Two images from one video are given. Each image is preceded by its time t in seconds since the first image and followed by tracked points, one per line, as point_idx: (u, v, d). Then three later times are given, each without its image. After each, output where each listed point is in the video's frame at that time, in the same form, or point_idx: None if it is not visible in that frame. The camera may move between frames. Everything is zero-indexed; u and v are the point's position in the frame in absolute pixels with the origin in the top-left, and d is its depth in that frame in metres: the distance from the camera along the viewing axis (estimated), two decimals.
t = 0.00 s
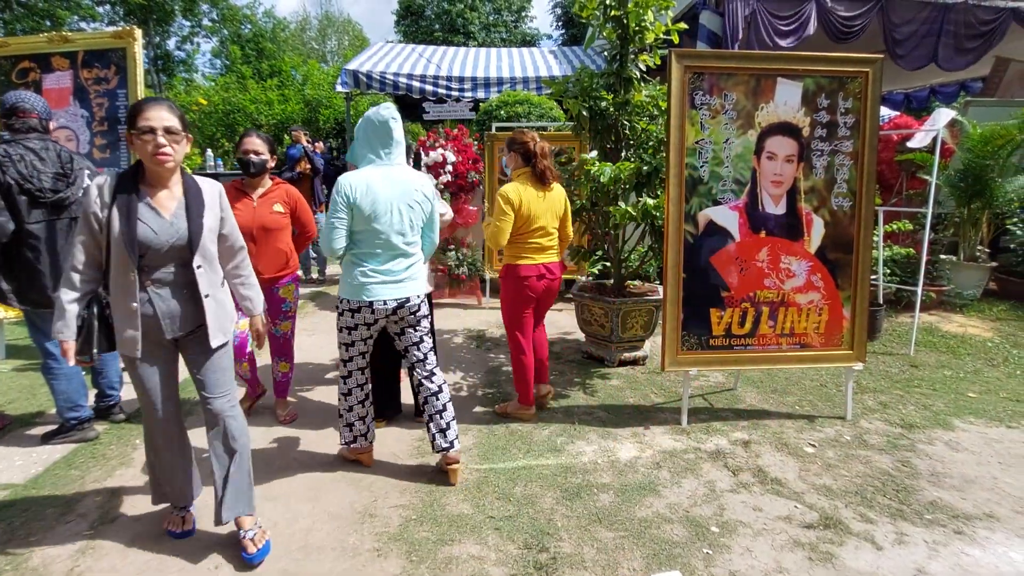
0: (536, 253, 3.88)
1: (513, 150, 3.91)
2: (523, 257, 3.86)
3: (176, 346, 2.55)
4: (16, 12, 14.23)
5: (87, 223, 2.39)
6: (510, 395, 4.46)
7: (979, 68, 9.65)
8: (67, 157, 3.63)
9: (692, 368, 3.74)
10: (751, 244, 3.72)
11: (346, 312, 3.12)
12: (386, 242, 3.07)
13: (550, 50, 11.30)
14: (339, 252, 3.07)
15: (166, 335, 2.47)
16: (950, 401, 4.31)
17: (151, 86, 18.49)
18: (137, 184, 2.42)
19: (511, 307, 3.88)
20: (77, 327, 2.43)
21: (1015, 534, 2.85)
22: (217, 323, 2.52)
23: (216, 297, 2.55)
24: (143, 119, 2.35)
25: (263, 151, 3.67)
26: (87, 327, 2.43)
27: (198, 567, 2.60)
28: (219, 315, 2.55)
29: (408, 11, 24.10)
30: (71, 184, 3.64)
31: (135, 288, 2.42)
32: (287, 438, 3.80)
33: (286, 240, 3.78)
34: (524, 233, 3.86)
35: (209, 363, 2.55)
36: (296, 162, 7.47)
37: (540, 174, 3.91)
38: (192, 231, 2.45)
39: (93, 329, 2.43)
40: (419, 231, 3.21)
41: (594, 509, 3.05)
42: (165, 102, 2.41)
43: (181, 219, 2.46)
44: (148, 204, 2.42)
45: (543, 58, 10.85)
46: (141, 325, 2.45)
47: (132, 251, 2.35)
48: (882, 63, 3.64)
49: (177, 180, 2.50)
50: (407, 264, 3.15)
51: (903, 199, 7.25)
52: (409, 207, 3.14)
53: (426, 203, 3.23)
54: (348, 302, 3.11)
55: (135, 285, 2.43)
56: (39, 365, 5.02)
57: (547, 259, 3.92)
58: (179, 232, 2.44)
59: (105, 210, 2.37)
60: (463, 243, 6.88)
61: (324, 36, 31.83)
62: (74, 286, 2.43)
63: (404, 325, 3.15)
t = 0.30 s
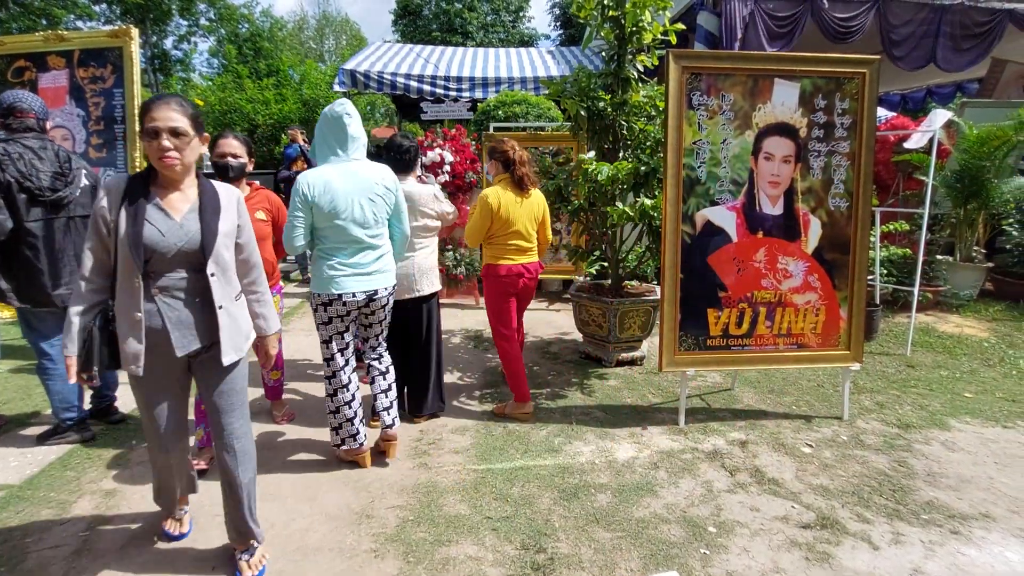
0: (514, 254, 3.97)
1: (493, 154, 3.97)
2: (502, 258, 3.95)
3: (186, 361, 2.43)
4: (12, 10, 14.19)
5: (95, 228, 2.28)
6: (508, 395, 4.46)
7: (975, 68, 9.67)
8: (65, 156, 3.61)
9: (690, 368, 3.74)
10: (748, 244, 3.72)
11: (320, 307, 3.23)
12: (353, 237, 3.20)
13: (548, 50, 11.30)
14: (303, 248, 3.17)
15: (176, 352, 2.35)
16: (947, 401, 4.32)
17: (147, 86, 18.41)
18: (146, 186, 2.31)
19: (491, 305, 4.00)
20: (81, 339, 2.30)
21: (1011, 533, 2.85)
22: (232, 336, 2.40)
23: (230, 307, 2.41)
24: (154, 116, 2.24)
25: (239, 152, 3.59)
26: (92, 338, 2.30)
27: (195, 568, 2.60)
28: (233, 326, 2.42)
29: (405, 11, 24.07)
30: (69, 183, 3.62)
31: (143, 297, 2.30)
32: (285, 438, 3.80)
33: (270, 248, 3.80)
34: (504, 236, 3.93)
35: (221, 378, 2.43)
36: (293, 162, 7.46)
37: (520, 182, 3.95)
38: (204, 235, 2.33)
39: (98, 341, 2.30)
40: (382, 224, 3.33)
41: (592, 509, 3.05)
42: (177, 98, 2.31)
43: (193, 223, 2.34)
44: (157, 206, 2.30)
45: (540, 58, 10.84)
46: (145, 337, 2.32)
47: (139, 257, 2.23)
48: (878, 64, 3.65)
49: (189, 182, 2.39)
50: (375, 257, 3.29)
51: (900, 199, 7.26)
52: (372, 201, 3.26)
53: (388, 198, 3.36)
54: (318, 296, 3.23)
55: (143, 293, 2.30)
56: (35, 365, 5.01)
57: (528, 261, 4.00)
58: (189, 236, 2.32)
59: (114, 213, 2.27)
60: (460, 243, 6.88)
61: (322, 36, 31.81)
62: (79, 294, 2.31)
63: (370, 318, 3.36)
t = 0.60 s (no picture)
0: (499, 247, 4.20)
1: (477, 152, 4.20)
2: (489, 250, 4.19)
3: (193, 371, 2.32)
4: (10, 9, 14.16)
5: (98, 231, 2.16)
6: (506, 395, 4.47)
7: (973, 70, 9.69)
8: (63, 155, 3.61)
9: (688, 368, 3.75)
10: (747, 245, 3.73)
11: (307, 305, 3.30)
12: (338, 236, 3.29)
13: (547, 50, 11.30)
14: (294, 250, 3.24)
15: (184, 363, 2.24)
16: (943, 401, 4.33)
17: (145, 85, 18.34)
18: (151, 188, 2.18)
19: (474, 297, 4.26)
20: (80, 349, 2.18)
21: (1007, 534, 2.86)
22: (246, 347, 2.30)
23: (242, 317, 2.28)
24: (160, 113, 2.12)
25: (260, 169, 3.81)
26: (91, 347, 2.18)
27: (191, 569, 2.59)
28: (245, 337, 2.30)
29: (404, 10, 24.02)
30: (68, 182, 3.62)
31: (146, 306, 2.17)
32: (281, 438, 3.81)
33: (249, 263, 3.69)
34: (494, 227, 4.16)
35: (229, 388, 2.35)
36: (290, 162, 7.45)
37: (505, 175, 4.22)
38: (212, 242, 2.19)
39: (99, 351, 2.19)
40: (364, 223, 3.43)
41: (589, 509, 3.05)
42: (184, 93, 2.18)
43: (200, 228, 2.21)
44: (162, 210, 2.17)
45: (539, 58, 10.84)
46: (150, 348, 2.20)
47: (143, 266, 2.10)
48: (876, 66, 3.66)
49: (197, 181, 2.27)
50: (358, 254, 3.39)
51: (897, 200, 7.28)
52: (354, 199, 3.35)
53: (371, 197, 3.44)
54: (305, 294, 3.30)
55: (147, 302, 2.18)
56: (32, 365, 5.00)
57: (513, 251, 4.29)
58: (197, 242, 2.19)
59: (115, 218, 2.15)
60: (458, 243, 6.88)
61: (321, 35, 31.80)
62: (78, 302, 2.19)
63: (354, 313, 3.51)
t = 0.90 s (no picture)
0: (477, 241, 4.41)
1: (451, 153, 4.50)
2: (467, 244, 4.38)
3: (186, 403, 2.10)
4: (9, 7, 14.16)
5: (73, 249, 1.91)
6: (505, 395, 4.46)
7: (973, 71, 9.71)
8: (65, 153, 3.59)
9: (687, 368, 3.75)
10: (745, 246, 3.73)
11: (293, 298, 3.37)
12: (325, 231, 3.32)
13: (546, 50, 11.31)
14: (287, 244, 3.27)
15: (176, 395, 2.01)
16: (941, 402, 4.34)
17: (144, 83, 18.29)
18: (132, 197, 1.95)
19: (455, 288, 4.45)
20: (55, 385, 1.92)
21: (1005, 535, 2.87)
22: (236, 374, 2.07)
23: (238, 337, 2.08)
24: (137, 112, 1.90)
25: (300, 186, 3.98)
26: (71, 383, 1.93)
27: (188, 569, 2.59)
28: (240, 362, 2.09)
29: (404, 10, 23.99)
30: (69, 180, 3.60)
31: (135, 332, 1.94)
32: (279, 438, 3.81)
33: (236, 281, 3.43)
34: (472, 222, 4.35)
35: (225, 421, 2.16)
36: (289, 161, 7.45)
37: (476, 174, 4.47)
38: (203, 257, 1.97)
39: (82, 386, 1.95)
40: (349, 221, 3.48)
41: (588, 509, 3.05)
42: (164, 90, 1.96)
43: (189, 241, 1.98)
44: (145, 222, 1.94)
45: (538, 58, 10.84)
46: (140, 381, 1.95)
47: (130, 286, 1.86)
48: (876, 67, 3.66)
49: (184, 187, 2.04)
50: (343, 250, 3.43)
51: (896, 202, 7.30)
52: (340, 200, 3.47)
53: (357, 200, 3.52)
54: (292, 288, 3.37)
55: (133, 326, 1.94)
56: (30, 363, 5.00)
57: (490, 246, 4.46)
58: (186, 257, 1.96)
59: (93, 234, 1.90)
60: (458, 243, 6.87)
61: (320, 35, 31.83)
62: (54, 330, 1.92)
63: (341, 306, 3.51)
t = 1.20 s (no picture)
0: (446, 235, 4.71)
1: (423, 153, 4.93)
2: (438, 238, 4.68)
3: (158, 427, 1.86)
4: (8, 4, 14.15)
5: (48, 252, 1.80)
6: (503, 396, 4.46)
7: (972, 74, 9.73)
8: (67, 150, 3.60)
9: (686, 368, 3.76)
10: (744, 247, 3.74)
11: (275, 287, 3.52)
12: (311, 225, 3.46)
13: (547, 50, 11.32)
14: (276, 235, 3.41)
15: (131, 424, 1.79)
16: (939, 404, 4.35)
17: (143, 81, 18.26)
18: (98, 195, 1.77)
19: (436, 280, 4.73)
20: (25, 397, 1.80)
21: (1002, 536, 2.88)
22: (198, 403, 1.79)
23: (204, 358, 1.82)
24: (81, 95, 1.68)
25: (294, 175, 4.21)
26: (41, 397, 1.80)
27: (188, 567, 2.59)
28: (208, 387, 1.82)
29: (404, 10, 23.91)
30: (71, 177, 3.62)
31: (91, 346, 1.75)
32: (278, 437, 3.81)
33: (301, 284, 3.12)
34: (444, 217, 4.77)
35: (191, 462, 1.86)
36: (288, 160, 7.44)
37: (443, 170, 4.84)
38: (163, 265, 1.72)
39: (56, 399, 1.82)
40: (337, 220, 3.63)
41: (586, 509, 3.05)
42: (119, 70, 1.73)
43: (151, 246, 1.74)
44: (105, 223, 1.74)
45: (538, 58, 10.84)
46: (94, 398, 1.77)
47: (79, 296, 1.68)
48: (876, 69, 3.67)
49: (150, 181, 1.80)
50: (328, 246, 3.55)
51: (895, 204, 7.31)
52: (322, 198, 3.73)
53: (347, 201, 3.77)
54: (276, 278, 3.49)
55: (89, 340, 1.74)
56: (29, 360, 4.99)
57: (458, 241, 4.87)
58: (143, 264, 1.73)
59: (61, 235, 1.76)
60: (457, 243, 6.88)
61: (320, 34, 31.85)
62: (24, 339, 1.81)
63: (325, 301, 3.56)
